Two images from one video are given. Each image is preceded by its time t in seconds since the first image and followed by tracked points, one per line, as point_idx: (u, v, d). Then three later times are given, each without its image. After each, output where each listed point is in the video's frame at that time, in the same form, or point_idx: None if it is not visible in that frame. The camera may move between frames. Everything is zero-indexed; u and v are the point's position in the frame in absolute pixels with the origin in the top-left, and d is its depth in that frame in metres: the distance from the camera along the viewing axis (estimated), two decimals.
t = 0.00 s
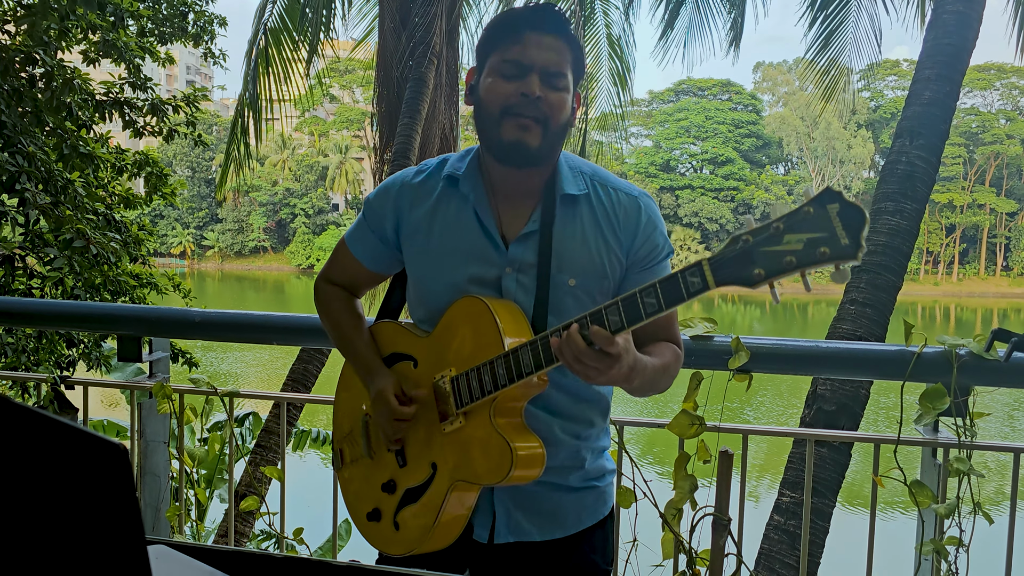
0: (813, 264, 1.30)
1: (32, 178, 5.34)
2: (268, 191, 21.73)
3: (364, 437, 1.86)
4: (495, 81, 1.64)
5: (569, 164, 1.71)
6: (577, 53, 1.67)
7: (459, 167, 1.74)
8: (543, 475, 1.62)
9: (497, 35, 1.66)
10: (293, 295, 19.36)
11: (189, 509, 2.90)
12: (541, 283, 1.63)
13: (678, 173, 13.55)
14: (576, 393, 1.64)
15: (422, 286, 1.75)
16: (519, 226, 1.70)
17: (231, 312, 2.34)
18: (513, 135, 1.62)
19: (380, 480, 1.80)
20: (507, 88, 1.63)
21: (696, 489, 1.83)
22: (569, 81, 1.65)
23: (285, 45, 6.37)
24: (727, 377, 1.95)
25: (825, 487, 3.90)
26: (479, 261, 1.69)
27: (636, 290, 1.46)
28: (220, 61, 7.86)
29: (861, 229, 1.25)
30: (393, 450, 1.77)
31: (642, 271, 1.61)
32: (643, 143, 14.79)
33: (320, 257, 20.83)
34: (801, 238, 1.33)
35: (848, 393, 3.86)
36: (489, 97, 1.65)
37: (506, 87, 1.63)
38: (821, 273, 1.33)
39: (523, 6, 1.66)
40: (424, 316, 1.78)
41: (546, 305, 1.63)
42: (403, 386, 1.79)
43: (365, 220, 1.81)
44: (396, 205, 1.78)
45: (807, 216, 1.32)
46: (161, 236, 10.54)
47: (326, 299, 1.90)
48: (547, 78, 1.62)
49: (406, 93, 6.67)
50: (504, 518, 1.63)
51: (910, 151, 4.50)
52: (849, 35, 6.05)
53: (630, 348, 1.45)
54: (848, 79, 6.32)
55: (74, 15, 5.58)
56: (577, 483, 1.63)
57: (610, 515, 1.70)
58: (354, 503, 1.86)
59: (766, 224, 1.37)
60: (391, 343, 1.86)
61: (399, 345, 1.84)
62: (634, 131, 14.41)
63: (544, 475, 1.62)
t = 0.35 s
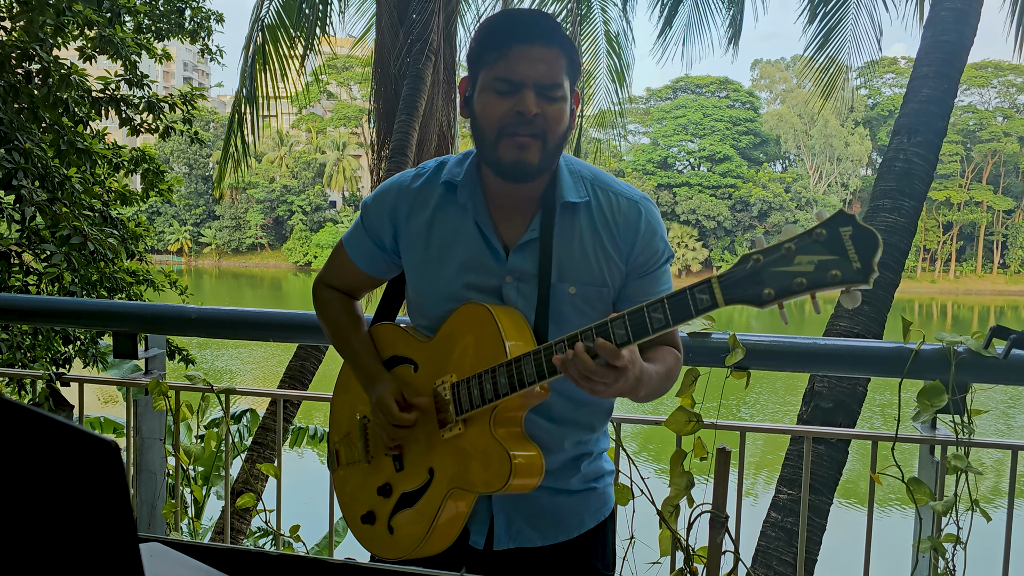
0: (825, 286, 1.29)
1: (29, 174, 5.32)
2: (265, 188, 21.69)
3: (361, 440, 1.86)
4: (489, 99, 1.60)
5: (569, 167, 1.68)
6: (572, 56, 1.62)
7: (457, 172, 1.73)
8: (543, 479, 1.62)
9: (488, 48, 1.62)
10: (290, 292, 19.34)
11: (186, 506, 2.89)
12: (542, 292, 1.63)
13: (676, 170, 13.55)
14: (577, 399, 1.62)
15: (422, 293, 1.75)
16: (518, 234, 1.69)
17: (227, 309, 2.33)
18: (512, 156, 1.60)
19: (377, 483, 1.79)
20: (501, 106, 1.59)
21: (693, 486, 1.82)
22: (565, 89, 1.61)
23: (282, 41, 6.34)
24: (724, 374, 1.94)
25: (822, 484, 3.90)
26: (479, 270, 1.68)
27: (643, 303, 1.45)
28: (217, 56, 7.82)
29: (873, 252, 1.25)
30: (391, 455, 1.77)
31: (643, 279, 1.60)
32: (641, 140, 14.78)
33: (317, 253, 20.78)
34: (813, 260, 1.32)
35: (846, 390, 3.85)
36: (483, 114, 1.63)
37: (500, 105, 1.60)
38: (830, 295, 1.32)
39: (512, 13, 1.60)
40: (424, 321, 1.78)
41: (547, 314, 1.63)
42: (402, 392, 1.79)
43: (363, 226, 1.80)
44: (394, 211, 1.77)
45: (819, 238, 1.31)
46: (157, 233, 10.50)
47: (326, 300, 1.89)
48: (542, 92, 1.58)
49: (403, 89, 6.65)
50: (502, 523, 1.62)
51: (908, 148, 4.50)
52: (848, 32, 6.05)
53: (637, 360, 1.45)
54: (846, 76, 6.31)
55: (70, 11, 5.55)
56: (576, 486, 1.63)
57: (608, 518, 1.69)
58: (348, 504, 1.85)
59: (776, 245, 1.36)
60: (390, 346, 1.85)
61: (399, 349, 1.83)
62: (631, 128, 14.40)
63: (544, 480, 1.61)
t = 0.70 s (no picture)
0: (833, 262, 1.29)
1: (24, 171, 5.31)
2: (263, 185, 21.68)
3: (358, 433, 1.85)
4: (464, 73, 1.64)
5: (570, 154, 1.68)
6: (553, 34, 1.64)
7: (457, 158, 1.72)
8: (543, 475, 1.61)
9: (469, 26, 1.67)
10: (288, 289, 19.30)
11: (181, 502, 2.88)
12: (542, 279, 1.62)
13: (674, 168, 13.54)
14: (577, 392, 1.62)
15: (421, 282, 1.74)
16: (518, 221, 1.68)
17: (221, 307, 2.32)
18: (478, 123, 1.62)
19: (374, 477, 1.79)
20: (469, 79, 1.63)
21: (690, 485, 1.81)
22: (540, 62, 1.62)
23: (280, 39, 6.31)
24: (721, 373, 1.94)
25: (819, 482, 3.90)
26: (479, 257, 1.67)
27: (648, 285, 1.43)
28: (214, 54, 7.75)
29: (881, 227, 1.24)
30: (389, 447, 1.76)
31: (645, 268, 1.61)
32: (639, 138, 14.76)
33: (315, 252, 20.74)
34: (820, 237, 1.32)
35: (843, 387, 3.83)
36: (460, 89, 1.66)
37: (469, 77, 1.63)
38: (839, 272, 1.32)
39: None
40: (423, 311, 1.77)
41: (548, 302, 1.62)
42: (400, 382, 1.78)
43: (362, 213, 1.79)
44: (393, 199, 1.76)
45: (826, 216, 1.31)
46: (153, 231, 10.45)
47: (322, 291, 1.88)
48: (508, 62, 1.60)
49: (401, 86, 6.64)
50: (501, 517, 1.61)
51: (905, 146, 4.49)
52: (847, 30, 6.03)
53: (644, 348, 1.44)
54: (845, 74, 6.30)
55: (66, 7, 5.53)
56: (575, 482, 1.62)
57: (606, 515, 1.69)
58: (345, 500, 1.84)
59: (783, 222, 1.36)
60: (388, 337, 1.84)
61: (397, 341, 1.82)
62: (629, 126, 14.39)
63: (544, 475, 1.60)
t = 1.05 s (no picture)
0: (826, 251, 1.28)
1: (15, 167, 5.28)
2: (257, 183, 21.65)
3: (352, 437, 1.83)
4: (480, 108, 1.57)
5: (560, 154, 1.67)
6: (561, 53, 1.58)
7: (445, 160, 1.70)
8: (538, 474, 1.60)
9: (477, 49, 1.57)
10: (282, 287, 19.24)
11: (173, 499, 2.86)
12: (537, 279, 1.60)
13: (669, 166, 13.55)
14: (572, 390, 1.61)
15: (412, 282, 1.73)
16: (510, 221, 1.67)
17: (214, 304, 2.30)
18: (503, 162, 1.58)
19: (369, 481, 1.77)
20: (492, 116, 1.56)
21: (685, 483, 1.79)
22: (557, 88, 1.56)
23: (273, 36, 6.22)
24: (716, 371, 1.93)
25: (813, 481, 3.90)
26: (471, 258, 1.66)
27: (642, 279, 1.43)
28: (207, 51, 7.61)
29: (872, 214, 1.23)
30: (383, 450, 1.75)
31: (637, 263, 1.59)
32: (634, 136, 14.77)
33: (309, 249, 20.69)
34: (813, 225, 1.31)
35: (837, 386, 3.83)
36: (474, 122, 1.60)
37: (490, 114, 1.56)
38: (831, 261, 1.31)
39: (506, 16, 1.55)
40: (415, 312, 1.76)
41: (541, 300, 1.61)
42: (393, 384, 1.77)
43: (351, 216, 1.77)
44: (383, 201, 1.75)
45: (819, 203, 1.30)
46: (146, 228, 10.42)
47: (313, 294, 1.86)
48: (532, 98, 1.54)
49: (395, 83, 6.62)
50: (497, 518, 1.60)
51: (900, 145, 4.49)
52: (843, 29, 6.04)
53: (639, 346, 1.43)
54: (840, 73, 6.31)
55: (59, 2, 5.51)
56: (571, 481, 1.61)
57: (602, 514, 1.68)
58: (339, 505, 1.83)
59: (776, 211, 1.35)
60: (380, 340, 1.83)
61: (389, 343, 1.81)
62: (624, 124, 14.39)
63: (539, 474, 1.60)
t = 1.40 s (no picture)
0: (816, 251, 1.27)
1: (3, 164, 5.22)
2: (250, 180, 21.64)
3: (342, 432, 1.82)
4: (464, 114, 1.54)
5: (549, 146, 1.64)
6: (542, 50, 1.54)
7: (433, 156, 1.68)
8: (529, 471, 1.58)
9: (455, 53, 1.53)
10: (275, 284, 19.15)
11: (162, 498, 2.83)
12: (526, 275, 1.59)
13: (662, 164, 13.56)
14: (563, 385, 1.59)
15: (401, 278, 1.71)
16: (498, 217, 1.65)
17: (203, 302, 2.28)
18: (494, 164, 1.56)
19: (359, 477, 1.76)
20: (477, 122, 1.53)
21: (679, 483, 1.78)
22: (539, 86, 1.53)
23: (266, 32, 6.13)
24: (710, 369, 1.92)
25: (808, 479, 3.90)
26: (461, 254, 1.65)
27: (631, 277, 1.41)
28: (200, 47, 7.63)
29: (863, 215, 1.22)
30: (373, 447, 1.74)
31: (629, 257, 1.57)
32: (627, 134, 14.77)
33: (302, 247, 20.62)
34: (802, 225, 1.30)
35: (831, 384, 3.83)
36: (458, 127, 1.57)
37: (475, 120, 1.53)
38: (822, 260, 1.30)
39: (479, 18, 1.51)
40: (404, 308, 1.74)
41: (530, 295, 1.59)
42: (383, 380, 1.75)
43: (340, 212, 1.76)
44: (372, 199, 1.73)
45: (808, 203, 1.28)
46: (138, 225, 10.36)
47: (303, 289, 1.85)
48: (516, 99, 1.51)
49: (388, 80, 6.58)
50: (488, 515, 1.59)
51: (894, 142, 4.48)
52: (837, 28, 6.05)
53: (630, 346, 1.41)
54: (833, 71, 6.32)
55: None
56: (563, 478, 1.60)
57: (594, 510, 1.66)
58: (330, 501, 1.82)
59: (766, 211, 1.33)
60: (370, 336, 1.82)
61: (380, 339, 1.79)
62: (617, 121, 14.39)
63: (530, 471, 1.58)
